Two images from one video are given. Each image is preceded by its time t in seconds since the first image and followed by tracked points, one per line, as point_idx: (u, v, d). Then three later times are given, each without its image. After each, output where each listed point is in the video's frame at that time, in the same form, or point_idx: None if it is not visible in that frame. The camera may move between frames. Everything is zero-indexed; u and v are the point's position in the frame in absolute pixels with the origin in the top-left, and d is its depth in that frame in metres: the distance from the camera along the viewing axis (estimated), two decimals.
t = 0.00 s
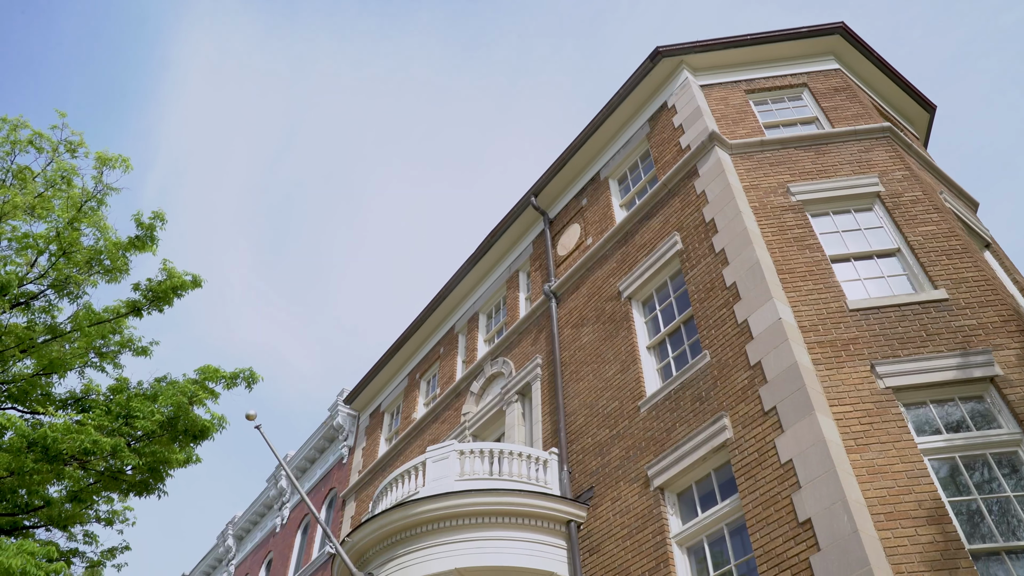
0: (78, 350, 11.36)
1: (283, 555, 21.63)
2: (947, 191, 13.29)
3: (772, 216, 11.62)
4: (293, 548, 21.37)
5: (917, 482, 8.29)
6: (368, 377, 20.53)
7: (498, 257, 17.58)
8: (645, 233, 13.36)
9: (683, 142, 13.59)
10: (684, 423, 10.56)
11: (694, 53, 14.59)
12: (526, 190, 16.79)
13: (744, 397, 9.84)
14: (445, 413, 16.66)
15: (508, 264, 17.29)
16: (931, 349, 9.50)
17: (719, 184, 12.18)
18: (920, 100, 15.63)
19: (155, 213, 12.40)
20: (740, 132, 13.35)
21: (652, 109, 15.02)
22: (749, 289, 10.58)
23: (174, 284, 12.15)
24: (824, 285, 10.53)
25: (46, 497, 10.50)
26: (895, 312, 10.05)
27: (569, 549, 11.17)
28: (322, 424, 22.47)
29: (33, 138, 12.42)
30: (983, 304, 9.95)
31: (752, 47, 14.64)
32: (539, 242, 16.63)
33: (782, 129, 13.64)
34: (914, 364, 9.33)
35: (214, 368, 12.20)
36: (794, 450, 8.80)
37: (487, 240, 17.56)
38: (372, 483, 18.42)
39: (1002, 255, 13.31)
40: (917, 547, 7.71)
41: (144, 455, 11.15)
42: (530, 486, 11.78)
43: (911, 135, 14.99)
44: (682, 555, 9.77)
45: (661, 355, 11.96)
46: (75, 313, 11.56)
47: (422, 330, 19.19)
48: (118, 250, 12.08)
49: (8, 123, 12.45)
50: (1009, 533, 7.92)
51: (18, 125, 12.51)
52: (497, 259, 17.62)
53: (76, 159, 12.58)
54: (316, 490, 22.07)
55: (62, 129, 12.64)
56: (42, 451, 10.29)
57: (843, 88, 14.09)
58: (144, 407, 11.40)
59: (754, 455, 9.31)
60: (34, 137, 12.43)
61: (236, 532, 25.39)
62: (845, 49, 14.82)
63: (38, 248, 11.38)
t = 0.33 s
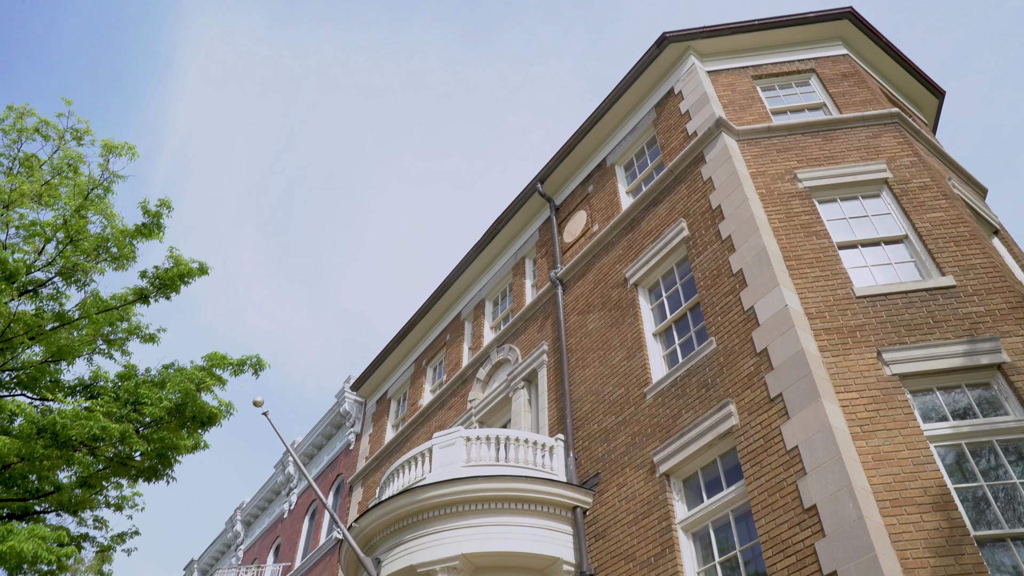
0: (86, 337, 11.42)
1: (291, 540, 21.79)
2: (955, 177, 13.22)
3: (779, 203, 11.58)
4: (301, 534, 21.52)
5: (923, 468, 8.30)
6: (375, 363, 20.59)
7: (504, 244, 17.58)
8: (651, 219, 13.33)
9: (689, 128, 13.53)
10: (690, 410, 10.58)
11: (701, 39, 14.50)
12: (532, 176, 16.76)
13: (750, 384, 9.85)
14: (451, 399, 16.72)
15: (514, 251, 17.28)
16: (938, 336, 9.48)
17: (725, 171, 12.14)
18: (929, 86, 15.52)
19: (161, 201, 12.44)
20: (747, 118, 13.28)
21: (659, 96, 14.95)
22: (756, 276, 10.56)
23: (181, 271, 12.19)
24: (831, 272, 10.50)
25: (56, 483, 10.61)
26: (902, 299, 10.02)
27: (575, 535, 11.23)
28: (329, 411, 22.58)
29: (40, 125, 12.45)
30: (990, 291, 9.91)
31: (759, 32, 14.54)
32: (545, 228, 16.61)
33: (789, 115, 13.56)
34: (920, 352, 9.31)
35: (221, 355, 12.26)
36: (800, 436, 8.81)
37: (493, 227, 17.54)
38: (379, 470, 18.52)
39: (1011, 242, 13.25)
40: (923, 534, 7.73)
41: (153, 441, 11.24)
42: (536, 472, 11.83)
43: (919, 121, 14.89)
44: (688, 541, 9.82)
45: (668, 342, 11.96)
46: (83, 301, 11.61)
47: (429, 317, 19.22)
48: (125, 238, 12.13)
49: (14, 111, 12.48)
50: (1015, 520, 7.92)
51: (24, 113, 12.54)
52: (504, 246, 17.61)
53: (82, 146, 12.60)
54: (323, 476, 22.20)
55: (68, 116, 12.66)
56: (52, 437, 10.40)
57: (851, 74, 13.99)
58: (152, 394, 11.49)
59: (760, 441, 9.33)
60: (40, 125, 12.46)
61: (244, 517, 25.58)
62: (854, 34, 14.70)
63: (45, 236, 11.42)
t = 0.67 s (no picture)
0: (95, 323, 11.48)
1: (301, 524, 21.95)
2: (965, 161, 13.13)
3: (787, 187, 11.54)
4: (311, 518, 21.67)
5: (930, 453, 8.30)
6: (383, 348, 20.65)
7: (511, 229, 17.56)
8: (659, 204, 13.30)
9: (697, 112, 13.47)
10: (697, 394, 10.60)
11: (709, 22, 14.40)
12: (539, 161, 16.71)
13: (757, 369, 9.85)
14: (459, 384, 16.78)
15: (521, 236, 17.26)
16: (947, 320, 9.45)
17: (733, 155, 12.09)
18: (940, 69, 15.39)
19: (168, 187, 12.46)
20: (755, 102, 13.20)
21: (666, 79, 14.87)
22: (764, 260, 10.54)
23: (189, 257, 12.23)
24: (839, 257, 10.47)
25: (68, 467, 10.71)
26: (910, 284, 9.99)
27: (582, 519, 11.28)
28: (337, 396, 22.67)
29: (47, 112, 12.48)
30: (1000, 276, 9.87)
31: (768, 16, 14.42)
32: (552, 213, 16.58)
33: (798, 99, 13.48)
34: (929, 336, 9.29)
35: (230, 340, 12.32)
36: (807, 421, 8.81)
37: (500, 212, 17.53)
38: (387, 454, 18.62)
39: (1021, 226, 13.17)
40: (929, 518, 7.75)
41: (162, 426, 11.33)
42: (544, 456, 11.89)
43: (930, 105, 14.78)
44: (695, 525, 9.87)
45: (675, 326, 11.97)
46: (92, 287, 11.67)
47: (436, 302, 19.25)
48: (133, 224, 12.17)
49: (21, 98, 12.50)
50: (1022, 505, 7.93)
51: (31, 100, 12.56)
52: (511, 231, 17.60)
53: (89, 133, 12.62)
54: (332, 461, 22.33)
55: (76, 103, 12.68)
56: (63, 422, 10.46)
57: (860, 57, 13.88)
58: (161, 379, 11.56)
59: (767, 426, 9.34)
60: (47, 112, 12.48)
61: (254, 501, 25.76)
62: (864, 17, 14.57)
63: (54, 223, 11.47)
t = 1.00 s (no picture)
0: (106, 308, 11.55)
1: (312, 507, 22.14)
2: (977, 143, 13.02)
3: (797, 169, 11.48)
4: (321, 502, 21.84)
5: (939, 435, 8.30)
6: (392, 331, 20.72)
7: (519, 212, 17.53)
8: (667, 187, 13.25)
9: (705, 94, 13.39)
10: (706, 376, 10.60)
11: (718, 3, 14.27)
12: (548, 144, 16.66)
13: (766, 351, 9.85)
14: (468, 367, 16.83)
15: (530, 219, 17.23)
16: (957, 303, 9.40)
17: (742, 137, 12.02)
18: (953, 50, 15.23)
19: (177, 172, 12.49)
20: (764, 84, 13.10)
21: (675, 61, 14.76)
22: (773, 243, 10.50)
23: (198, 242, 12.28)
24: (848, 239, 10.42)
25: (81, 450, 10.83)
26: (920, 267, 9.94)
27: (591, 501, 11.33)
28: (347, 380, 22.77)
29: (55, 98, 12.50)
30: (1011, 258, 9.81)
31: None
32: (561, 196, 16.54)
33: (808, 81, 13.37)
34: (938, 319, 9.26)
35: (239, 325, 12.38)
36: (816, 403, 8.81)
37: (508, 196, 17.50)
38: (397, 438, 18.72)
39: None
40: (938, 500, 7.76)
41: (174, 409, 11.42)
42: (553, 439, 11.94)
43: (942, 86, 14.66)
44: (703, 507, 9.91)
45: (683, 309, 11.96)
46: (102, 272, 11.72)
47: (445, 285, 19.28)
48: (142, 210, 12.21)
49: (29, 84, 12.52)
50: None
51: (39, 86, 12.58)
52: (519, 215, 17.57)
53: (97, 119, 12.64)
54: (342, 444, 22.48)
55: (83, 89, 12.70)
56: (75, 406, 10.53)
57: (871, 38, 13.74)
58: (171, 362, 11.63)
59: (776, 408, 9.34)
60: (55, 98, 12.51)
61: (265, 484, 25.99)
62: None
63: (63, 208, 11.51)
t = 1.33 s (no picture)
0: (118, 293, 11.62)
1: (324, 489, 22.32)
2: (991, 121, 12.89)
3: (807, 149, 11.40)
4: (334, 484, 22.01)
5: (950, 416, 8.29)
6: (402, 314, 20.79)
7: (529, 194, 17.49)
8: (677, 168, 13.19)
9: (715, 75, 13.28)
10: (716, 358, 10.60)
11: None
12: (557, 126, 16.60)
13: (776, 332, 9.83)
14: (478, 350, 16.88)
15: (539, 201, 17.19)
16: (969, 283, 9.35)
17: (752, 117, 11.93)
18: (968, 28, 15.05)
19: (185, 157, 12.53)
20: (775, 64, 12.98)
21: (684, 41, 14.64)
22: (783, 223, 10.45)
23: (207, 227, 12.32)
24: (859, 219, 10.37)
25: (96, 434, 10.98)
26: (932, 247, 9.88)
27: (601, 482, 11.38)
28: (357, 363, 22.88)
29: (64, 84, 12.53)
30: None
31: None
32: (570, 178, 16.48)
33: (819, 60, 13.25)
34: (950, 299, 9.21)
35: (250, 309, 12.45)
36: (826, 384, 8.80)
37: (518, 178, 17.45)
38: (408, 420, 18.83)
39: None
40: (948, 480, 7.76)
41: (186, 393, 11.51)
42: (563, 420, 11.99)
43: (956, 64, 14.50)
44: (713, 488, 9.94)
45: (693, 291, 11.94)
46: (113, 257, 11.78)
47: (455, 268, 19.31)
48: (151, 194, 12.26)
49: (38, 70, 12.55)
50: None
51: (48, 72, 12.60)
52: (529, 197, 17.53)
53: (106, 105, 12.66)
54: (354, 427, 22.63)
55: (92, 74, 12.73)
56: (89, 390, 10.59)
57: (884, 16, 13.57)
58: (183, 346, 11.71)
59: (786, 389, 9.34)
60: (64, 84, 12.53)
61: (278, 467, 26.21)
62: None
63: (74, 194, 11.56)
